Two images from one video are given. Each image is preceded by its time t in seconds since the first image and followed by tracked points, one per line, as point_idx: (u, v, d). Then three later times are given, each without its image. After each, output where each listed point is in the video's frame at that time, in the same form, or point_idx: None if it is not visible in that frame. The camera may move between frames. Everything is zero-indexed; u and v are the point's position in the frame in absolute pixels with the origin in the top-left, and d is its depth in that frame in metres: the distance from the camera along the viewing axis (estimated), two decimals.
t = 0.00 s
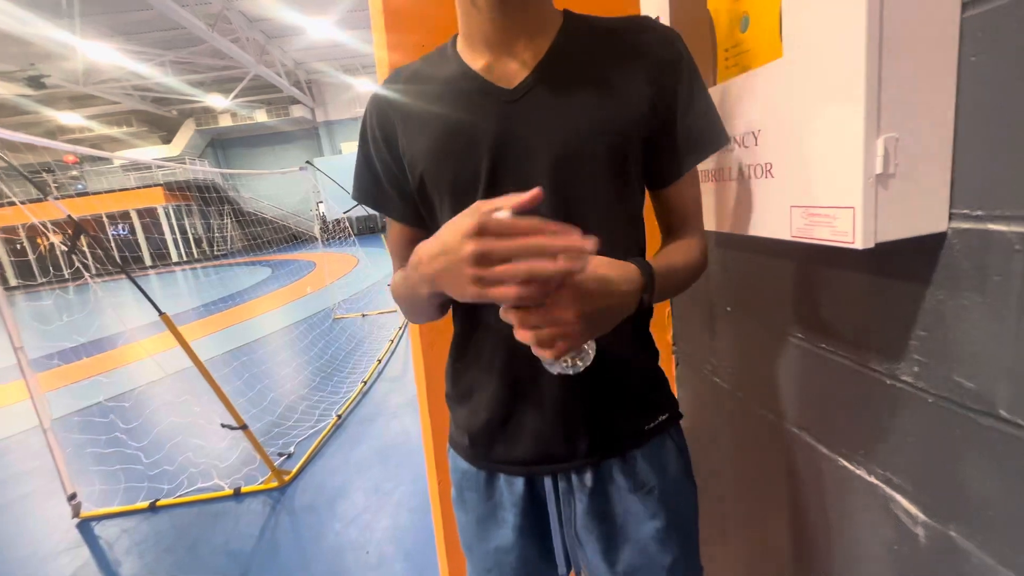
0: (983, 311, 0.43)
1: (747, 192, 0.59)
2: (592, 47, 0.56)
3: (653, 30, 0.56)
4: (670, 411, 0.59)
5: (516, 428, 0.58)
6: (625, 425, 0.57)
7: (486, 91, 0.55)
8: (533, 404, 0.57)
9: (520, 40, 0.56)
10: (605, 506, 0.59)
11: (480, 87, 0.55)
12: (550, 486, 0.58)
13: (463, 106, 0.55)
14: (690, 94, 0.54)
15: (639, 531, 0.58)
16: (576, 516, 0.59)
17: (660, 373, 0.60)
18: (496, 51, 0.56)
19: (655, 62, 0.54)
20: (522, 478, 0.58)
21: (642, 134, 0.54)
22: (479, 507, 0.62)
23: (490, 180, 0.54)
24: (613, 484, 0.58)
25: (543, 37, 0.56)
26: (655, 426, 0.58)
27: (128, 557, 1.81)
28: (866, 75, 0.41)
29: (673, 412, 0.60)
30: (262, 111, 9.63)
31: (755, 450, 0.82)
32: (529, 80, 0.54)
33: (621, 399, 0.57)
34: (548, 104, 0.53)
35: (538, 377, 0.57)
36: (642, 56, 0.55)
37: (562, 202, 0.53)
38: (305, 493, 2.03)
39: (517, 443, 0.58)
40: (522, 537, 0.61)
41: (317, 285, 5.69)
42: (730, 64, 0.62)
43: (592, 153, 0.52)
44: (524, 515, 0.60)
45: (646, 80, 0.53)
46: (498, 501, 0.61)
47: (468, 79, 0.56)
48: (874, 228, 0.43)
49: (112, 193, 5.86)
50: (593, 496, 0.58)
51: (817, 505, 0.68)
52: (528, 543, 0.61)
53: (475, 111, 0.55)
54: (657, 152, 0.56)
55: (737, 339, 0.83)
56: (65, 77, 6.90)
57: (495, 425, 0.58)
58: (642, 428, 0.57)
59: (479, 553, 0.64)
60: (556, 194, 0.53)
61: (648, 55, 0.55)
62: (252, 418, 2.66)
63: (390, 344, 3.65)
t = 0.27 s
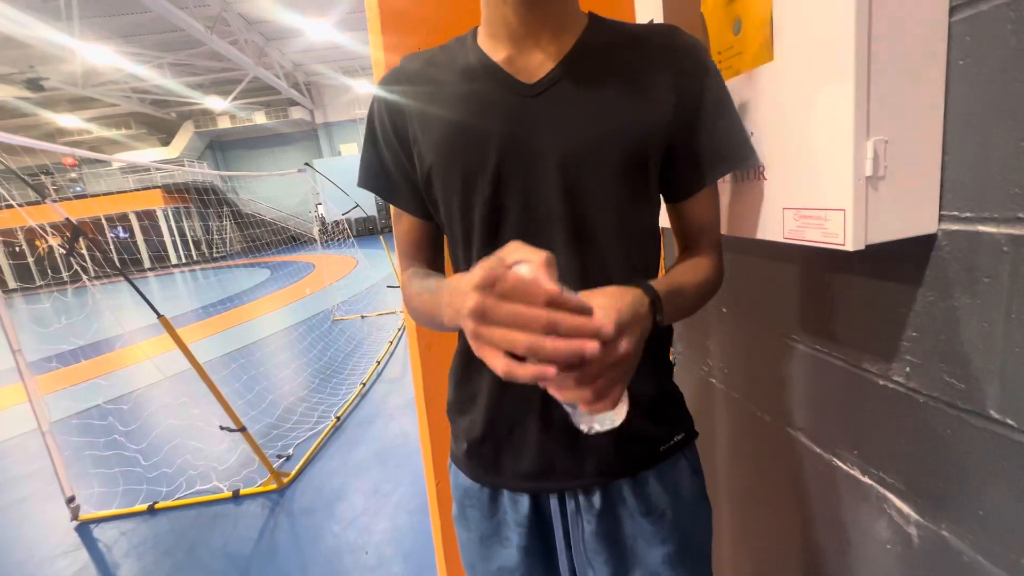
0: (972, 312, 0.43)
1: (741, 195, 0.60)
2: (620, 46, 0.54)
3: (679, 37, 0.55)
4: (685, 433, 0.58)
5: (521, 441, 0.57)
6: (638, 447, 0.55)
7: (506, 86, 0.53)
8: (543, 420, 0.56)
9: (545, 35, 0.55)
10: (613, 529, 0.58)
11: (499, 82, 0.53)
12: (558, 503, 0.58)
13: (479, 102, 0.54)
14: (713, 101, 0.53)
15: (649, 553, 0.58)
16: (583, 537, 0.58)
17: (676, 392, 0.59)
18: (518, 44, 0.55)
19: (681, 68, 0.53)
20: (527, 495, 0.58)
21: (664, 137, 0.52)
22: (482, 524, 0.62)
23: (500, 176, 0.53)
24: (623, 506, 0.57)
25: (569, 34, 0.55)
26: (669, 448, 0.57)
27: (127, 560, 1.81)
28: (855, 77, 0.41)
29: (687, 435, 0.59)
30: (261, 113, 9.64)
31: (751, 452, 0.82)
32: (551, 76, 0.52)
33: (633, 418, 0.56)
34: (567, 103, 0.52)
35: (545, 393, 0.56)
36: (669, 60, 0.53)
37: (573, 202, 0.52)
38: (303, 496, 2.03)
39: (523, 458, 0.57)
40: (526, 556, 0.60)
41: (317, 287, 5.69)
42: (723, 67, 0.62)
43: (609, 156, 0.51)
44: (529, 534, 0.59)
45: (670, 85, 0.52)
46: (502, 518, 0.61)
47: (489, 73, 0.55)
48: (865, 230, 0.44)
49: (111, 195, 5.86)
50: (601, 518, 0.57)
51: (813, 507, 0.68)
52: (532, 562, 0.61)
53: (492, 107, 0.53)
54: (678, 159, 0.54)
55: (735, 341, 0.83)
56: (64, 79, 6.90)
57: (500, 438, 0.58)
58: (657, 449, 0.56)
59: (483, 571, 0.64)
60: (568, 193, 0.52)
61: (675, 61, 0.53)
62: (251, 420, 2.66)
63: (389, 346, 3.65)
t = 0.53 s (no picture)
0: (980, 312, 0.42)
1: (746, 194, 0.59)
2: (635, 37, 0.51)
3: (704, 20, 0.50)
4: (692, 460, 0.54)
5: (515, 447, 0.56)
6: (628, 471, 0.53)
7: (508, 85, 0.53)
8: (534, 429, 0.55)
9: (547, 28, 0.54)
10: (605, 550, 0.56)
11: (500, 82, 0.53)
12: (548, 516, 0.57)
13: (479, 101, 0.54)
14: (741, 87, 0.48)
15: None
16: (572, 554, 0.57)
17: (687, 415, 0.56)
18: (521, 40, 0.54)
19: (703, 57, 0.49)
20: (517, 502, 0.57)
21: (675, 134, 0.49)
22: (472, 529, 0.62)
23: (499, 175, 0.53)
24: (617, 527, 0.55)
25: (577, 17, 0.54)
26: (673, 475, 0.54)
27: (132, 560, 1.82)
28: (860, 75, 0.41)
29: (695, 464, 0.55)
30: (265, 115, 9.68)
31: (756, 454, 0.81)
32: (555, 71, 0.51)
33: (625, 437, 0.53)
34: (571, 100, 0.50)
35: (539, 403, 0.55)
36: (692, 47, 0.49)
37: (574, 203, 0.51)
38: (307, 496, 2.03)
39: (513, 464, 0.56)
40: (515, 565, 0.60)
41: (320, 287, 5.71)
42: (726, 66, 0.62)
43: (614, 154, 0.49)
44: (518, 543, 0.59)
45: (686, 77, 0.48)
46: (493, 524, 0.60)
47: (491, 72, 0.54)
48: (869, 229, 0.43)
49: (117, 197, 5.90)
50: (591, 537, 0.55)
51: (818, 510, 0.67)
52: (523, 569, 0.60)
53: (493, 106, 0.53)
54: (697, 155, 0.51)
55: (739, 342, 0.82)
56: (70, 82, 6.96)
57: (493, 441, 0.57)
58: (656, 476, 0.53)
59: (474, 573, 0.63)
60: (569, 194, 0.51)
61: (700, 48, 0.49)
62: (255, 421, 2.67)
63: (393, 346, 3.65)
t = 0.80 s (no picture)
0: (995, 310, 0.41)
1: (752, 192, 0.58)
2: (631, 19, 0.44)
3: None
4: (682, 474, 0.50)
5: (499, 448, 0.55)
6: (611, 481, 0.50)
7: (487, 86, 0.50)
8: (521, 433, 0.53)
9: (527, 19, 0.50)
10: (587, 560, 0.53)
11: (482, 82, 0.50)
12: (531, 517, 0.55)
13: (464, 103, 0.51)
14: (744, 78, 0.40)
15: None
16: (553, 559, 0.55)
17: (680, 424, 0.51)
18: (506, 34, 0.51)
19: (700, 43, 0.41)
20: (500, 501, 0.56)
21: (661, 135, 0.43)
22: (454, 523, 0.61)
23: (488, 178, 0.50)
24: (599, 535, 0.53)
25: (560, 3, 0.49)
26: (661, 487, 0.49)
27: (134, 560, 1.81)
28: (873, 69, 0.40)
29: (684, 477, 0.50)
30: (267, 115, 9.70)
31: (761, 456, 0.80)
32: (534, 69, 0.47)
33: (608, 446, 0.50)
34: (551, 100, 0.46)
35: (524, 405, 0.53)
36: (688, 30, 0.41)
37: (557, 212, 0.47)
38: (309, 496, 2.03)
39: (499, 468, 0.55)
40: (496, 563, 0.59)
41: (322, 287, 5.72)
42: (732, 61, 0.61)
43: (595, 159, 0.44)
44: (499, 542, 0.58)
45: (675, 68, 0.41)
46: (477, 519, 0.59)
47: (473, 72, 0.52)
48: (882, 227, 0.42)
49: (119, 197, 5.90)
50: (572, 543, 0.53)
51: (826, 512, 0.66)
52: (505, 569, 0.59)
53: (476, 108, 0.50)
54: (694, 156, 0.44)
55: (745, 342, 0.81)
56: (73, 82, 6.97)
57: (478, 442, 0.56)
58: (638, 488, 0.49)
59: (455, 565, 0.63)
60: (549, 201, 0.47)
61: (697, 32, 0.41)
62: (257, 420, 2.67)
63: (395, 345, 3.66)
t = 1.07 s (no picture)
0: (1016, 310, 0.41)
1: (769, 190, 0.58)
2: (568, 25, 0.42)
3: None
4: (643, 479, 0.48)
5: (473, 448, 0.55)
6: (570, 486, 0.50)
7: (442, 98, 0.49)
8: (484, 436, 0.54)
9: (477, 29, 0.50)
10: (553, 558, 0.53)
11: (439, 97, 0.50)
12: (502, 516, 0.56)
13: (428, 116, 0.51)
14: (675, 79, 0.38)
15: None
16: (523, 558, 0.55)
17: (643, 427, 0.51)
18: (465, 48, 0.51)
19: (631, 48, 0.39)
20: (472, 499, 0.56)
21: (603, 143, 0.41)
22: (436, 518, 0.62)
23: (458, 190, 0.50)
24: (564, 533, 0.53)
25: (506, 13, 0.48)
26: (621, 491, 0.49)
27: (150, 551, 1.85)
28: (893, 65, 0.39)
29: (647, 482, 0.48)
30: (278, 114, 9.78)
31: (773, 456, 0.80)
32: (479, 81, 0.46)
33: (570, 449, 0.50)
34: (498, 110, 0.44)
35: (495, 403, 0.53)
36: (617, 38, 0.39)
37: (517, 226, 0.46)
38: (320, 491, 2.05)
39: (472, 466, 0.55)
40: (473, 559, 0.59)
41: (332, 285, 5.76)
42: (746, 58, 0.60)
43: (544, 169, 0.42)
44: (474, 537, 0.58)
45: (608, 73, 0.39)
46: (455, 514, 0.60)
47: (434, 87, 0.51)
48: (900, 225, 0.42)
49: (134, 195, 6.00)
50: (538, 541, 0.53)
51: (839, 513, 0.66)
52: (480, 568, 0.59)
53: (435, 122, 0.50)
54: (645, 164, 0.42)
55: (757, 342, 0.81)
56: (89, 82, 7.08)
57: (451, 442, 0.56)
58: (600, 492, 0.49)
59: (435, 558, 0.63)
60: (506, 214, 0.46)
61: (626, 39, 0.39)
62: (268, 416, 2.70)
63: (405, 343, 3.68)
